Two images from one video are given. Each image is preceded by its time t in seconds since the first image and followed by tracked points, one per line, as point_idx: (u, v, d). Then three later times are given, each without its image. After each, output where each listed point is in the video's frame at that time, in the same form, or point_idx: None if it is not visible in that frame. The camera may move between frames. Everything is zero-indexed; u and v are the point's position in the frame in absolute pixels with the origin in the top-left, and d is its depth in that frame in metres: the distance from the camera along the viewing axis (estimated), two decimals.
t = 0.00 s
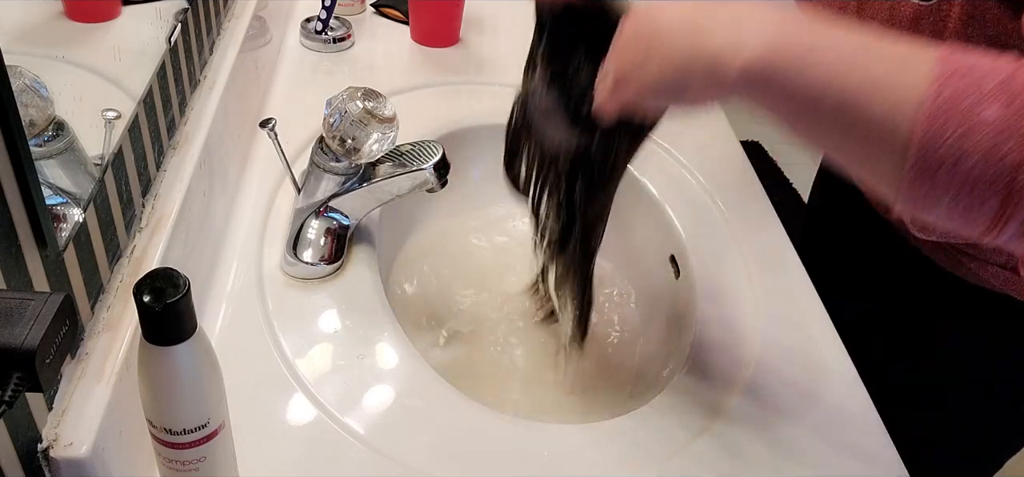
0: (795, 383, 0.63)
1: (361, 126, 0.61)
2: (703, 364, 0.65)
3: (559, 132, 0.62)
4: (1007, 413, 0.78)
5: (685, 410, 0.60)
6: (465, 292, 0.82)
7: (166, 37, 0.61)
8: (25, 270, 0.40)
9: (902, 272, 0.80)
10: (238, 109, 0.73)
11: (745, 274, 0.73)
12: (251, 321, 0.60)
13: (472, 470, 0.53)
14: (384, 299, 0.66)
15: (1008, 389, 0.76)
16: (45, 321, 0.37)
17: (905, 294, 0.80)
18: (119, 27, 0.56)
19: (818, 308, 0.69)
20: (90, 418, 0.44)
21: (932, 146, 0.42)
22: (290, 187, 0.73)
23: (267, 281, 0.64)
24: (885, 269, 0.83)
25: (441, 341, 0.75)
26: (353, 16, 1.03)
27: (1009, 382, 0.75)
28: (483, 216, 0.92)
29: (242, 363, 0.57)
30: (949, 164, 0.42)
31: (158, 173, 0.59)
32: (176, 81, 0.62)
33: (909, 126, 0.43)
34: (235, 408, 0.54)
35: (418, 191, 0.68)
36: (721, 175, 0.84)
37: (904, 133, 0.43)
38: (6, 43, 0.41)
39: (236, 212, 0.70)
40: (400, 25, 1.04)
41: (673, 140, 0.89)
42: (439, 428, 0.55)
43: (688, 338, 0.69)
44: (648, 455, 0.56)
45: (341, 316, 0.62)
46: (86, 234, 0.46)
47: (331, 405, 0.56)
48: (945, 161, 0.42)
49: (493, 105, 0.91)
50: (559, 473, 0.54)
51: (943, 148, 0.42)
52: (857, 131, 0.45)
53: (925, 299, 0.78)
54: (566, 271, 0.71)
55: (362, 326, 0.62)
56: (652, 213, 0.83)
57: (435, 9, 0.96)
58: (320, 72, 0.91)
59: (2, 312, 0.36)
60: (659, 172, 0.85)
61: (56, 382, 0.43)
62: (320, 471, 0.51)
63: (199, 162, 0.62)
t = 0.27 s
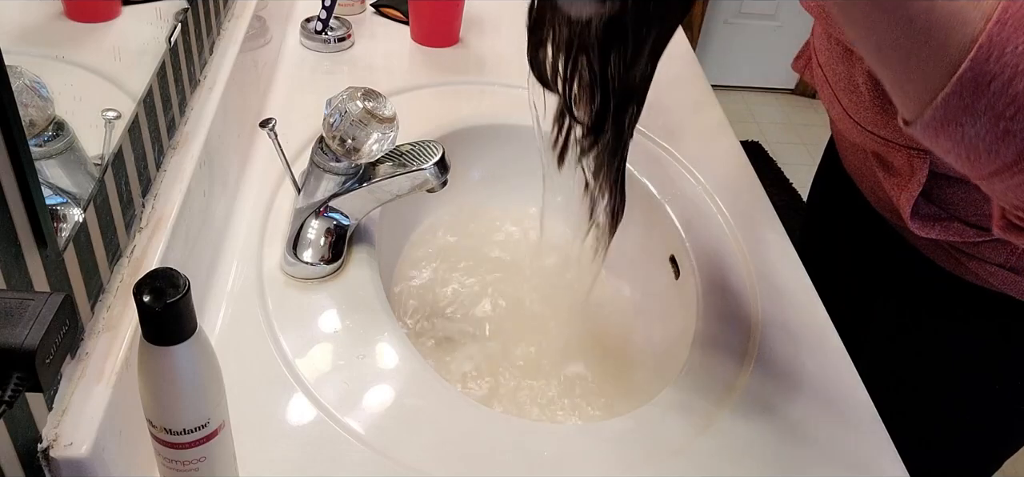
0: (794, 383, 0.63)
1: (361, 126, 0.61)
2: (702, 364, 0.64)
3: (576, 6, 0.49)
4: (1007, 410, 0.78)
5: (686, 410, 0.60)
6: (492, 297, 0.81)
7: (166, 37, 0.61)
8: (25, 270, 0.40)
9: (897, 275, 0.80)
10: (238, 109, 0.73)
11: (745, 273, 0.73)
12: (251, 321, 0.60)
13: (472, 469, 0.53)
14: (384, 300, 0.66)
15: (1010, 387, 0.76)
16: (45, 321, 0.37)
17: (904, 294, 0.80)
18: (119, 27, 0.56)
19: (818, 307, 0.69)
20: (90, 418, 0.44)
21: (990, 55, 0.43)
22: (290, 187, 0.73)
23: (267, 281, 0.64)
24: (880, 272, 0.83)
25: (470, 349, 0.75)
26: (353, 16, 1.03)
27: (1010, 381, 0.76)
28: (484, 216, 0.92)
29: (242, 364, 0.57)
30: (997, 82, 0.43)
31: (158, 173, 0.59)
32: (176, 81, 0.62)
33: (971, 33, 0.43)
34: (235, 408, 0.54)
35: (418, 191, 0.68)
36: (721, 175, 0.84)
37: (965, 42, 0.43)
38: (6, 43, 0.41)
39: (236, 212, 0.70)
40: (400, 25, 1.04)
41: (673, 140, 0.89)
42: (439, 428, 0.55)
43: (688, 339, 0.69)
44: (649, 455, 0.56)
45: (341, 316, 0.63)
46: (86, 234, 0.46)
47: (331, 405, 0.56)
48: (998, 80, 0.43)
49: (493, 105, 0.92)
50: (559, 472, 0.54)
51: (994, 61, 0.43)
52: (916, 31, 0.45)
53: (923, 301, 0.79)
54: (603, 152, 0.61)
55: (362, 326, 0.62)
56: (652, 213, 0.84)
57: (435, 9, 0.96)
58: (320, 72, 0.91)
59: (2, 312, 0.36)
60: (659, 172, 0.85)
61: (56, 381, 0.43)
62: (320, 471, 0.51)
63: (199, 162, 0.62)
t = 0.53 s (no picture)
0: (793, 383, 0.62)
1: (361, 126, 0.61)
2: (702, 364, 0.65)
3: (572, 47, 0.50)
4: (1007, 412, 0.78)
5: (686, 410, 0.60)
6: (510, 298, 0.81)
7: (166, 37, 0.61)
8: (26, 270, 0.40)
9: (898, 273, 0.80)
10: (238, 109, 0.73)
11: (745, 273, 0.73)
12: (251, 321, 0.60)
13: (472, 469, 0.53)
14: (384, 300, 0.66)
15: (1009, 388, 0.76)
16: (45, 321, 0.37)
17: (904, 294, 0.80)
18: (118, 27, 0.56)
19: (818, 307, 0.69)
20: (90, 418, 0.44)
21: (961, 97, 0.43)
22: (290, 187, 0.73)
23: (267, 281, 0.64)
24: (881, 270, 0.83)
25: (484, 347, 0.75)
26: (353, 16, 1.03)
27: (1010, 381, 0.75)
28: (484, 215, 0.91)
29: (242, 364, 0.57)
30: (972, 119, 0.43)
31: (158, 173, 0.59)
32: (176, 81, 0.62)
33: (943, 75, 0.43)
34: (235, 408, 0.54)
35: (417, 191, 0.68)
36: (721, 174, 0.84)
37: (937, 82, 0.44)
38: (6, 43, 0.41)
39: (236, 212, 0.70)
40: (400, 25, 1.04)
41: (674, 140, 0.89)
42: (439, 429, 0.55)
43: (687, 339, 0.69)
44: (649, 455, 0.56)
45: (341, 316, 0.62)
46: (86, 234, 0.46)
47: (331, 405, 0.56)
48: (981, 113, 0.43)
49: (493, 105, 0.92)
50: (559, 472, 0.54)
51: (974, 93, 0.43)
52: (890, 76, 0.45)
53: (924, 300, 0.78)
54: (579, 183, 0.62)
55: (362, 326, 0.62)
56: (653, 213, 0.84)
57: (435, 9, 0.96)
58: (320, 72, 0.91)
59: (2, 312, 0.36)
60: (659, 172, 0.85)
61: (56, 381, 0.43)
62: (320, 471, 0.51)
63: (199, 161, 0.62)
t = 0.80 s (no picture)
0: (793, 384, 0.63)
1: (361, 126, 0.61)
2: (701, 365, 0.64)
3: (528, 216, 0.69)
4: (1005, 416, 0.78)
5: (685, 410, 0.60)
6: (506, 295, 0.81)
7: (166, 37, 0.61)
8: (25, 270, 0.40)
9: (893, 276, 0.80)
10: (238, 109, 0.73)
11: (744, 274, 0.72)
12: (251, 321, 0.61)
13: (472, 469, 0.53)
14: (384, 300, 0.66)
15: (1009, 387, 0.76)
16: (45, 321, 0.37)
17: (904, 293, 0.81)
18: (118, 27, 0.56)
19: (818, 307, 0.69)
20: (90, 418, 0.44)
21: (874, 223, 0.43)
22: (290, 187, 0.73)
23: (267, 281, 0.64)
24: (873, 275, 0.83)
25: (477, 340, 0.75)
26: (353, 16, 1.03)
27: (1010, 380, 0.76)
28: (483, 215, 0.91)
29: (242, 364, 0.57)
30: (891, 233, 0.43)
31: (158, 173, 0.59)
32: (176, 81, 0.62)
33: (843, 210, 0.44)
34: (235, 408, 0.54)
35: (417, 191, 0.68)
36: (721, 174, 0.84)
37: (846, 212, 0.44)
38: (6, 43, 0.41)
39: (236, 212, 0.70)
40: (401, 25, 1.04)
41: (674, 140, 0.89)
42: (439, 429, 0.55)
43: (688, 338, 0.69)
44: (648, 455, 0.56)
45: (341, 316, 0.63)
46: (86, 234, 0.46)
47: (331, 405, 0.56)
48: (896, 226, 0.43)
49: (493, 105, 0.92)
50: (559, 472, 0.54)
51: (882, 212, 0.43)
52: (798, 214, 0.45)
53: (921, 302, 0.79)
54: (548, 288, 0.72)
55: (362, 326, 0.62)
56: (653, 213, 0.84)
57: (435, 8, 0.96)
58: (320, 72, 0.91)
59: (2, 312, 0.36)
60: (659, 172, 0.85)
61: (56, 381, 0.43)
62: (320, 471, 0.51)
63: (199, 161, 0.62)
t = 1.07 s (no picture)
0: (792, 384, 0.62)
1: (361, 126, 0.61)
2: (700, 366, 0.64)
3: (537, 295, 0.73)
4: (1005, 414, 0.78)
5: (686, 410, 0.60)
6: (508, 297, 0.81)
7: (166, 37, 0.61)
8: (26, 270, 0.40)
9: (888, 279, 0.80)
10: (238, 109, 0.73)
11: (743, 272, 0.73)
12: (251, 321, 0.61)
13: (472, 469, 0.53)
14: (384, 300, 0.66)
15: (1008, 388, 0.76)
16: (45, 321, 0.37)
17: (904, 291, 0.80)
18: (118, 27, 0.56)
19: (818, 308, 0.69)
20: (90, 418, 0.44)
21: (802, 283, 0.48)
22: (290, 187, 0.73)
23: (267, 281, 0.64)
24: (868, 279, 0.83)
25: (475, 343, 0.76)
26: (353, 16, 1.03)
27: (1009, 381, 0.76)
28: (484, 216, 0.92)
29: (242, 364, 0.57)
30: (820, 290, 0.48)
31: (158, 174, 0.59)
32: (176, 81, 0.62)
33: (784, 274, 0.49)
34: (235, 408, 0.54)
35: (417, 191, 0.68)
36: (721, 174, 0.84)
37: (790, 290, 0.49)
38: (6, 43, 0.41)
39: (236, 212, 0.70)
40: (401, 25, 1.04)
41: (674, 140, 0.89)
42: (439, 429, 0.55)
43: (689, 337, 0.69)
44: (648, 455, 0.56)
45: (341, 316, 0.62)
46: (86, 234, 0.46)
47: (331, 404, 0.56)
48: (819, 284, 0.47)
49: (493, 105, 0.92)
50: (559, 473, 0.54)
51: (806, 278, 0.48)
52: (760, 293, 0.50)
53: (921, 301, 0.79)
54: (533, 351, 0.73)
55: (362, 326, 0.62)
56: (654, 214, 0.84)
57: (435, 9, 0.96)
58: (320, 72, 0.91)
59: (2, 312, 0.36)
60: (659, 171, 0.85)
61: (56, 381, 0.43)
62: (320, 471, 0.51)
63: (199, 161, 0.62)
